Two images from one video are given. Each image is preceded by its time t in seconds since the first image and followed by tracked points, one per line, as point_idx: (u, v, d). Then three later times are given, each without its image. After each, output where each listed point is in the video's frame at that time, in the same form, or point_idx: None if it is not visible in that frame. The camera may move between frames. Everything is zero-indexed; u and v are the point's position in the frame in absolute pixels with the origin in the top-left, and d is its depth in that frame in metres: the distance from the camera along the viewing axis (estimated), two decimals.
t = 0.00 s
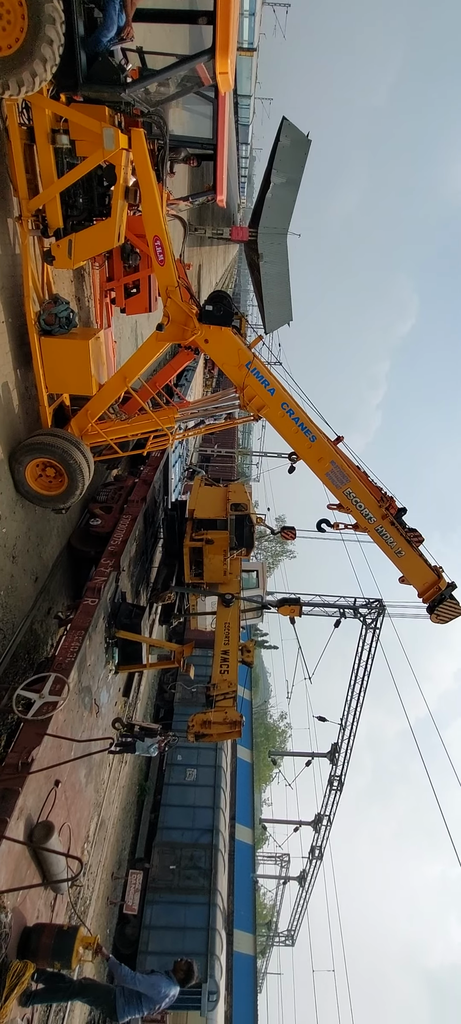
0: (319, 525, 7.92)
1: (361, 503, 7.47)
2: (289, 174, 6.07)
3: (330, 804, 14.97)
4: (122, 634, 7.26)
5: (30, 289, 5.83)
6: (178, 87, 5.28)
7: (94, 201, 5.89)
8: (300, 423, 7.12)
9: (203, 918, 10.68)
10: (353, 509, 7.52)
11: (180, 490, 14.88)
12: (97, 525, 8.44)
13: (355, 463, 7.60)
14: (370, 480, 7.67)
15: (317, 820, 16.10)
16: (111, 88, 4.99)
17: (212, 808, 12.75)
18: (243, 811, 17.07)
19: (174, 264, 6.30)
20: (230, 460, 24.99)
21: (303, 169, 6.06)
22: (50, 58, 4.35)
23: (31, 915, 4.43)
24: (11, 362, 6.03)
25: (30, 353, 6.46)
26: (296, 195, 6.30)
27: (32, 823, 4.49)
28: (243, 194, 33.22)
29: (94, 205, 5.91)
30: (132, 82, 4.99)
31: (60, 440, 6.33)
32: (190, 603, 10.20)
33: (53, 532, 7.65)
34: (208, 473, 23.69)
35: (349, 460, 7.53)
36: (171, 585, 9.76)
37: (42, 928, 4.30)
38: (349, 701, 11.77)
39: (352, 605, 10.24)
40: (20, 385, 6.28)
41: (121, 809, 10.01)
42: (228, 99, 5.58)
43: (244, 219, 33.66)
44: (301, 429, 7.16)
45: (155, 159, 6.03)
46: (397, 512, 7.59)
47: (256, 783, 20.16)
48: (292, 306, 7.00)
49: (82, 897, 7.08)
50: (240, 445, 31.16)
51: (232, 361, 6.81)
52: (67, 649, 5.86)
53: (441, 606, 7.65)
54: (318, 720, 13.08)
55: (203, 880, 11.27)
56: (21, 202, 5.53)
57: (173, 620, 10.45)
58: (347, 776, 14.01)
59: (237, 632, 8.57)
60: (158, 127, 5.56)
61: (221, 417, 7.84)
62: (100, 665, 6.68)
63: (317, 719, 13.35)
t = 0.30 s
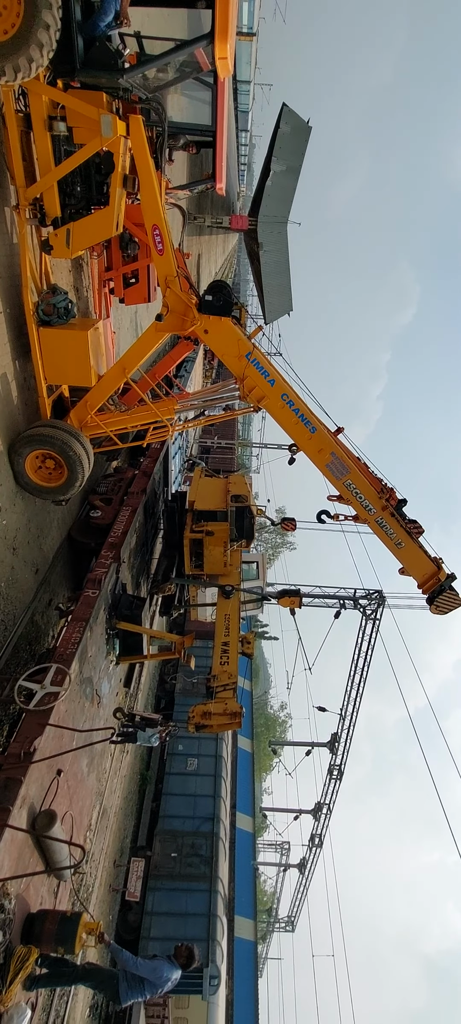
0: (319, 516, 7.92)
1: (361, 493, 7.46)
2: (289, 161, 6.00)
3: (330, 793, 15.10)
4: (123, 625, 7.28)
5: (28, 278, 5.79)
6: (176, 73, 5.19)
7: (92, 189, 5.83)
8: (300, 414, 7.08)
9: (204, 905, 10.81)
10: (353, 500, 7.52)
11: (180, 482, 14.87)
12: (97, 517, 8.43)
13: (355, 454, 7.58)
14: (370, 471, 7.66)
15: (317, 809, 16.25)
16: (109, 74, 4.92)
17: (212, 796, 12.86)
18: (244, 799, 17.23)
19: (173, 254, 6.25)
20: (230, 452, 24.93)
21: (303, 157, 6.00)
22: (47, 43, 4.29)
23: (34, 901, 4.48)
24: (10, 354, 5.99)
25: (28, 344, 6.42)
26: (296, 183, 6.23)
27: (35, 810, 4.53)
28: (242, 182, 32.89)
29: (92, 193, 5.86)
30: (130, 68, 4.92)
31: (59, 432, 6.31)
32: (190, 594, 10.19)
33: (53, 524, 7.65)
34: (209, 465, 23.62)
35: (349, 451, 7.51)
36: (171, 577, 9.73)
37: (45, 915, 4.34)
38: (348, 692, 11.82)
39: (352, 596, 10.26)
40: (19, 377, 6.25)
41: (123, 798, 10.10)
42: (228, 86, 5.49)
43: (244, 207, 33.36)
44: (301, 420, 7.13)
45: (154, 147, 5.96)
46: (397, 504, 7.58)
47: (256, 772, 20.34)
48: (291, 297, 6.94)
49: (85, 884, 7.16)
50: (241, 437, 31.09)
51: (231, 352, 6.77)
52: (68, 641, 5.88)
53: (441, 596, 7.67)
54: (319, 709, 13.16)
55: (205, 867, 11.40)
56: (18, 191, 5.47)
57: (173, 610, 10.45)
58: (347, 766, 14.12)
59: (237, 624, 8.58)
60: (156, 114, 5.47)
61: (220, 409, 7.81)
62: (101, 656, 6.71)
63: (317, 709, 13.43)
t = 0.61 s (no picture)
0: (319, 514, 7.91)
1: (362, 491, 7.45)
2: (289, 158, 5.98)
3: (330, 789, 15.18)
4: (124, 623, 7.29)
5: (27, 275, 5.76)
6: (176, 69, 5.16)
7: (92, 186, 5.81)
8: (301, 412, 7.07)
9: (205, 901, 10.84)
10: (353, 498, 7.51)
11: (181, 480, 14.86)
12: (97, 515, 8.42)
13: (355, 452, 7.57)
14: (371, 469, 7.65)
15: (318, 806, 16.29)
16: (108, 70, 4.89)
17: (213, 794, 12.88)
18: (244, 796, 17.27)
19: (173, 250, 6.22)
20: (230, 450, 24.89)
21: (303, 153, 5.98)
22: (46, 39, 4.26)
23: (36, 898, 4.48)
24: (10, 351, 5.98)
25: (28, 341, 6.40)
26: (296, 179, 6.20)
27: (36, 808, 4.53)
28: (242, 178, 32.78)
29: (92, 189, 5.83)
30: (129, 64, 4.89)
31: (59, 430, 6.30)
32: (191, 592, 10.30)
33: (53, 522, 7.64)
34: (209, 463, 23.58)
35: (349, 449, 7.50)
36: (172, 575, 9.69)
37: (47, 911, 4.35)
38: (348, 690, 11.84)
39: (352, 593, 10.26)
40: (19, 375, 6.23)
41: (124, 795, 10.13)
42: (227, 82, 5.46)
43: (244, 204, 33.26)
44: (302, 418, 7.11)
45: (153, 144, 5.94)
46: (398, 501, 7.57)
47: (257, 769, 20.39)
48: (292, 293, 6.95)
49: (86, 881, 7.18)
50: (241, 434, 31.04)
51: (231, 349, 6.75)
52: (69, 638, 5.88)
53: (441, 594, 7.67)
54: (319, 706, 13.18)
55: (206, 864, 11.45)
56: (18, 188, 5.45)
57: (174, 608, 10.41)
58: (347, 763, 14.14)
59: (238, 623, 8.57)
60: (155, 110, 5.42)
61: (221, 406, 7.79)
62: (101, 654, 6.71)
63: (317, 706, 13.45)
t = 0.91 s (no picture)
0: (321, 511, 7.90)
1: (363, 489, 7.44)
2: (289, 154, 5.95)
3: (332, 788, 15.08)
4: (125, 621, 7.29)
5: (28, 273, 5.75)
6: (176, 65, 5.14)
7: (92, 183, 5.79)
8: (302, 409, 7.06)
9: (207, 897, 10.87)
10: (355, 496, 7.50)
11: (182, 478, 14.85)
12: (99, 513, 8.42)
13: (357, 449, 7.56)
14: (372, 466, 7.64)
15: (320, 803, 16.31)
16: (108, 66, 4.85)
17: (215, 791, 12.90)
18: (246, 793, 17.29)
19: (174, 248, 6.21)
20: (231, 448, 24.88)
21: (304, 150, 5.95)
22: (45, 36, 4.25)
23: (38, 894, 4.48)
24: (11, 350, 5.97)
25: (29, 339, 6.39)
26: (297, 175, 6.16)
27: (39, 805, 4.54)
28: (243, 175, 32.68)
29: (92, 187, 5.81)
30: (129, 60, 4.87)
31: (60, 428, 6.29)
32: (192, 590, 10.42)
33: (55, 520, 7.63)
34: (210, 461, 23.54)
35: (351, 446, 7.49)
36: (173, 573, 9.70)
37: (50, 907, 4.35)
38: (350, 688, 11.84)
39: (353, 591, 10.26)
40: (20, 374, 6.23)
41: (126, 792, 10.15)
42: (227, 78, 5.44)
43: (244, 201, 33.18)
44: (303, 416, 7.10)
45: (154, 140, 5.92)
46: (399, 499, 7.56)
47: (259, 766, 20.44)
48: (293, 291, 6.91)
49: (89, 878, 7.20)
50: (242, 432, 31.01)
51: (233, 346, 6.74)
52: (71, 635, 5.89)
53: (443, 591, 7.66)
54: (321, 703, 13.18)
55: (208, 860, 11.48)
56: (18, 185, 5.43)
57: (175, 607, 10.54)
58: (349, 760, 14.15)
59: (240, 620, 8.57)
60: (156, 106, 5.43)
61: (222, 404, 7.78)
62: (103, 652, 6.71)
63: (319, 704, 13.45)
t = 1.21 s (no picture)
0: (323, 510, 7.90)
1: (366, 487, 7.43)
2: (292, 152, 5.92)
3: (334, 786, 15.26)
4: (128, 619, 7.30)
5: (30, 272, 5.75)
6: (178, 63, 5.12)
7: (94, 181, 5.77)
8: (304, 408, 7.05)
9: (210, 895, 10.91)
10: (357, 494, 7.49)
11: (184, 476, 14.85)
12: (101, 512, 8.42)
13: (359, 448, 7.55)
14: (375, 464, 7.63)
15: (322, 801, 16.32)
16: (110, 63, 4.85)
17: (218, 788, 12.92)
18: (249, 791, 17.32)
19: (176, 246, 6.20)
20: (234, 446, 24.91)
21: (307, 148, 5.92)
22: (47, 33, 4.24)
23: (42, 892, 4.49)
24: (13, 349, 5.97)
25: (31, 339, 6.39)
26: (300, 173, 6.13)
27: (43, 802, 4.56)
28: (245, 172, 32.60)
29: (94, 185, 5.80)
30: (131, 57, 4.86)
31: (63, 427, 6.30)
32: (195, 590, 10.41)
33: (58, 519, 7.64)
34: (212, 459, 23.53)
35: (353, 445, 7.48)
36: (176, 572, 9.88)
37: (54, 905, 4.36)
38: (353, 687, 11.85)
39: (356, 590, 10.24)
40: (22, 373, 6.23)
41: (130, 790, 10.18)
42: (230, 76, 5.42)
43: (246, 199, 33.16)
44: (305, 415, 7.09)
45: (156, 138, 5.93)
46: (402, 497, 7.55)
47: (262, 764, 20.47)
48: (295, 290, 6.89)
49: (92, 875, 7.22)
50: (244, 430, 30.98)
51: (235, 345, 6.72)
52: (74, 634, 5.90)
53: (446, 589, 7.65)
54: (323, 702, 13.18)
55: (211, 858, 11.50)
56: (20, 184, 5.44)
57: (178, 606, 10.67)
58: (352, 759, 14.14)
59: (242, 619, 8.56)
60: (158, 104, 5.42)
61: (224, 403, 7.78)
62: (106, 650, 6.72)
63: (321, 702, 13.44)
